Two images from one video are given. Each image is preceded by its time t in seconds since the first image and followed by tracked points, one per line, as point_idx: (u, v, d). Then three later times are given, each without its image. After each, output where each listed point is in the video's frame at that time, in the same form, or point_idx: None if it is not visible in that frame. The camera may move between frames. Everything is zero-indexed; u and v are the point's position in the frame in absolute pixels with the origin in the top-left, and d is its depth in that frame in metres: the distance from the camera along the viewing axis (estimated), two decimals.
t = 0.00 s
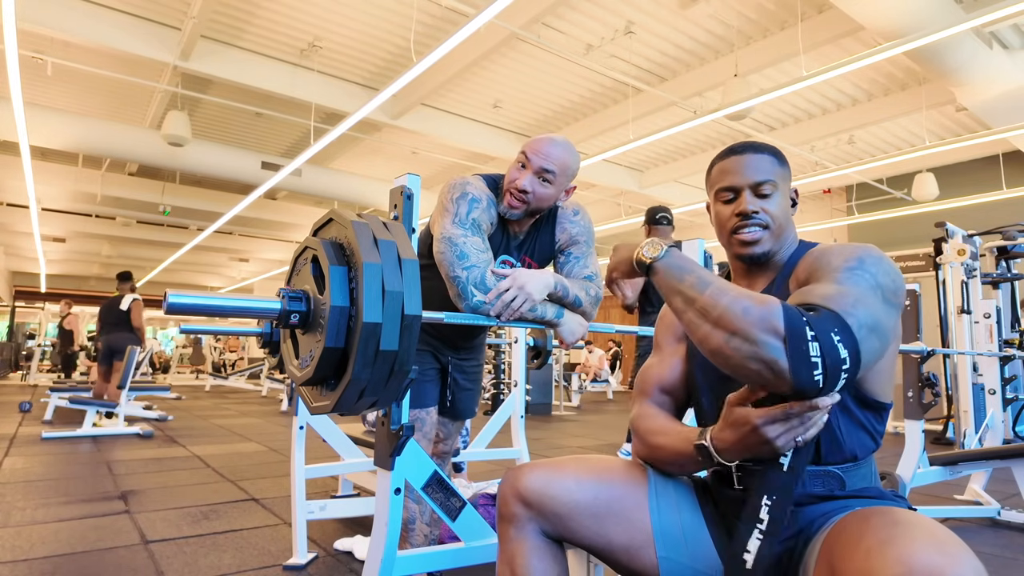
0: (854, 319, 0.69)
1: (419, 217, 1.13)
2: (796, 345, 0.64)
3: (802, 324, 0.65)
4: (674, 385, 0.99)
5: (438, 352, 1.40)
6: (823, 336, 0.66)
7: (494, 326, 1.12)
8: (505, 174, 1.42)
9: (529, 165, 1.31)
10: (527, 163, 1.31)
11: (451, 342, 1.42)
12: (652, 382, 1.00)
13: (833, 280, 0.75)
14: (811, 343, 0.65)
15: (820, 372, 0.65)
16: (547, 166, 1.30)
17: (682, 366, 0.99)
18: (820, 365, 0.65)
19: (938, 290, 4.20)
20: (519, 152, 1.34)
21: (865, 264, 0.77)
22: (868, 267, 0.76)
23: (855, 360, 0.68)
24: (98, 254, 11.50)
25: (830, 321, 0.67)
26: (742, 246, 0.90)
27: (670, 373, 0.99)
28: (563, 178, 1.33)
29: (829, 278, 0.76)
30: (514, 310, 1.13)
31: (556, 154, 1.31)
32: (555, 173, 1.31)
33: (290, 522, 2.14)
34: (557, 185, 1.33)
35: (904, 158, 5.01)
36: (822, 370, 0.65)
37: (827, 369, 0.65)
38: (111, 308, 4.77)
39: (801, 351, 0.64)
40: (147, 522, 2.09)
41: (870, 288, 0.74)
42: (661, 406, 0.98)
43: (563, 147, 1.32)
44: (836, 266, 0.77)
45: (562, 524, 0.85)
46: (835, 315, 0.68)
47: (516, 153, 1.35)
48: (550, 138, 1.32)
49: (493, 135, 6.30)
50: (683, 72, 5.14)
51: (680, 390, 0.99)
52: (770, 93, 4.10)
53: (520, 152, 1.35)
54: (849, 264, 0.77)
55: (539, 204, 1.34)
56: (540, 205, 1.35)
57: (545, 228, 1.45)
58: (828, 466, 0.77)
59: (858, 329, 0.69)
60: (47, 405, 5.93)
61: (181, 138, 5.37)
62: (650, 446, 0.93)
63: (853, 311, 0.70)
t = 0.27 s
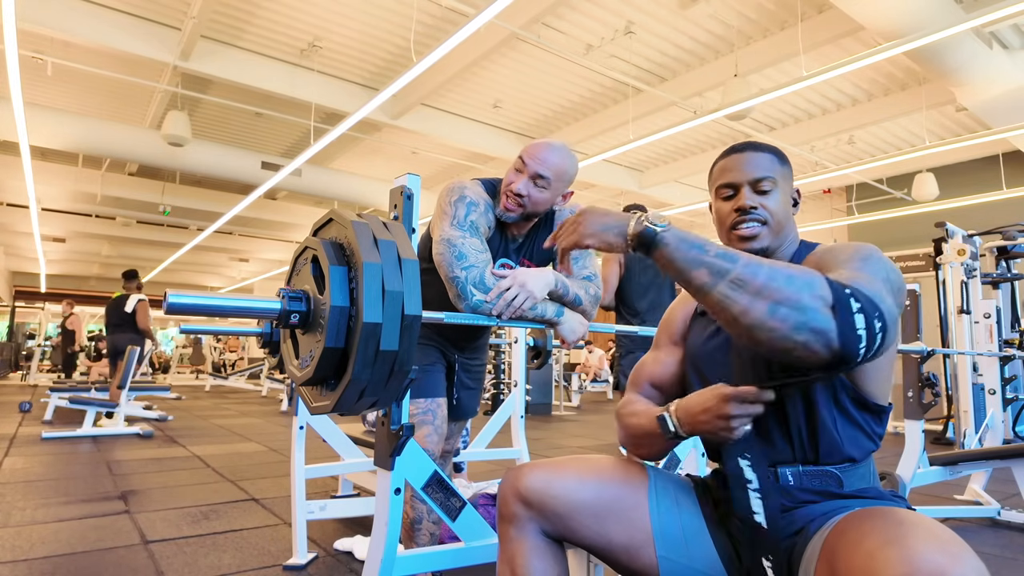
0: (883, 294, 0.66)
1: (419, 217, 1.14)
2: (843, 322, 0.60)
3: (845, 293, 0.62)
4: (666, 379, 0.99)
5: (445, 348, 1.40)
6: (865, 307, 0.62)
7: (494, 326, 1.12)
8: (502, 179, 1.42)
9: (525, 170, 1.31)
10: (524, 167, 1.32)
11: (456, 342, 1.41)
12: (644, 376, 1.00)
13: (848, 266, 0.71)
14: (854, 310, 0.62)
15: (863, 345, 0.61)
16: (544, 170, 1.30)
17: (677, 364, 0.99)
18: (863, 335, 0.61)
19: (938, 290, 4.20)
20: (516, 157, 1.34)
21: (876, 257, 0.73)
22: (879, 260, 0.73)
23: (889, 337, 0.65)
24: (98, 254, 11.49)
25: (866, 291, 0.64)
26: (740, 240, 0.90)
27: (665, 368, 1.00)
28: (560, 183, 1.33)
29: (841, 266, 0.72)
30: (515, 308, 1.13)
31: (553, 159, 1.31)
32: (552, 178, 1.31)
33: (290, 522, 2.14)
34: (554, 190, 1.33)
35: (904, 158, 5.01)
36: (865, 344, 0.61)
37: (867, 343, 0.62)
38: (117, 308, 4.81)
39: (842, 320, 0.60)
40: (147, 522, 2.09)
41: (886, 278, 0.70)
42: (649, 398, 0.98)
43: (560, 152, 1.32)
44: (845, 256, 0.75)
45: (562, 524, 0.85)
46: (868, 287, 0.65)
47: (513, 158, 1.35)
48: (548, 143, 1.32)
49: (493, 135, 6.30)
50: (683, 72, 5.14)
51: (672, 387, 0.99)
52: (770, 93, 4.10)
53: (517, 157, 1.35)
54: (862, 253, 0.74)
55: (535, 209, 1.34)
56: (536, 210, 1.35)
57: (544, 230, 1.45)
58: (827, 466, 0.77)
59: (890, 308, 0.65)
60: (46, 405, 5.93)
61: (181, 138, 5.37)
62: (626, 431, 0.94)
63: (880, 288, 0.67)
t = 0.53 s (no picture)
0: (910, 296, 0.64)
1: (419, 217, 1.13)
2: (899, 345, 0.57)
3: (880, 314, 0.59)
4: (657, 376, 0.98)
5: (444, 349, 1.39)
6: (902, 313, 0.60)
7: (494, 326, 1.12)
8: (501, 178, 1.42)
9: (524, 164, 1.32)
10: (523, 162, 1.32)
11: (456, 343, 1.41)
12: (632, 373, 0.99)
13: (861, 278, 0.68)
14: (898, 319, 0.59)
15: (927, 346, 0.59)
16: (542, 165, 1.31)
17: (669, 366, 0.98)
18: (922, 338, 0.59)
19: (938, 290, 4.20)
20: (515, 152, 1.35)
21: (881, 261, 0.71)
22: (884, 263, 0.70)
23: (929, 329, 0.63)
24: (98, 254, 11.49)
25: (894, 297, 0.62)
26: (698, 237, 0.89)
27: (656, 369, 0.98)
28: (559, 177, 1.33)
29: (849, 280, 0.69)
30: (516, 307, 1.14)
31: (552, 153, 1.32)
32: (550, 173, 1.31)
33: (290, 522, 2.14)
34: (553, 184, 1.33)
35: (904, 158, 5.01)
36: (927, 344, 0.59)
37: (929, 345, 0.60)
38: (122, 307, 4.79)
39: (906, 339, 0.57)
40: (147, 522, 2.09)
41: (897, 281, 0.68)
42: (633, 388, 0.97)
43: (558, 147, 1.33)
44: (854, 266, 0.71)
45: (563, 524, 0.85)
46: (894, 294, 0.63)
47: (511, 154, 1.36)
48: (546, 138, 1.33)
49: (492, 135, 6.30)
50: (683, 72, 5.14)
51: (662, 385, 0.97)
52: (770, 93, 4.10)
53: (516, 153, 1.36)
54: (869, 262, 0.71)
55: (536, 204, 1.34)
56: (536, 205, 1.34)
57: (545, 229, 1.45)
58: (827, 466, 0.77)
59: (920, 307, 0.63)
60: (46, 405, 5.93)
61: (181, 138, 5.37)
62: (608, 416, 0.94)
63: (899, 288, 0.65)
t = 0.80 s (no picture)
0: (901, 351, 0.66)
1: (419, 217, 1.14)
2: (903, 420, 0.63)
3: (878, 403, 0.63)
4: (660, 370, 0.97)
5: (439, 351, 1.40)
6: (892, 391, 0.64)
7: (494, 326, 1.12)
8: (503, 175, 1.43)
9: (528, 163, 1.32)
10: (526, 161, 1.32)
11: (454, 342, 1.42)
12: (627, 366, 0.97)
13: (859, 314, 0.70)
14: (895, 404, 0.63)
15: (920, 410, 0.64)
16: (545, 164, 1.31)
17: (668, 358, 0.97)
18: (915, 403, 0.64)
19: (938, 290, 4.20)
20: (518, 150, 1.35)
21: (879, 279, 0.71)
22: (882, 280, 0.71)
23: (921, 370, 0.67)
24: (98, 254, 11.50)
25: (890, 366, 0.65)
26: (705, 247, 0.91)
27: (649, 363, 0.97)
28: (562, 176, 1.34)
29: (852, 307, 0.71)
30: (518, 307, 1.14)
31: (554, 152, 1.32)
32: (553, 171, 1.32)
33: (290, 522, 2.14)
34: (556, 182, 1.34)
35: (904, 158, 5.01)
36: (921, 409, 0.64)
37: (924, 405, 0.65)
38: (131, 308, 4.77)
39: (902, 422, 0.63)
40: (147, 522, 2.09)
41: (895, 307, 0.70)
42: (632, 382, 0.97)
43: (561, 144, 1.34)
44: (851, 291, 0.72)
45: (562, 525, 0.85)
46: (884, 365, 0.65)
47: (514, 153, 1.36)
48: (549, 137, 1.33)
49: (493, 135, 6.30)
50: (683, 72, 5.13)
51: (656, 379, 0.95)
52: (770, 93, 4.10)
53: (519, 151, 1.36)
54: (865, 283, 0.71)
55: (539, 202, 1.34)
56: (540, 203, 1.34)
57: (544, 227, 1.44)
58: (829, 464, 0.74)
59: (912, 354, 0.66)
60: (46, 405, 5.93)
61: (181, 138, 5.37)
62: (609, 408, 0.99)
63: (892, 333, 0.67)
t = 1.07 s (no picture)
0: (873, 337, 0.69)
1: (419, 217, 1.14)
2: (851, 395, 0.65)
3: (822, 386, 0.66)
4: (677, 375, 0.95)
5: (440, 351, 1.40)
6: (851, 379, 0.66)
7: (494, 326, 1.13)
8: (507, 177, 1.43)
9: (534, 165, 1.32)
10: (532, 163, 1.32)
11: (453, 342, 1.42)
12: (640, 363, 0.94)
13: (846, 298, 0.75)
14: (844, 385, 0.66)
15: (881, 405, 0.66)
16: (553, 165, 1.31)
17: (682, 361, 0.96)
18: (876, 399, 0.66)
19: (938, 290, 4.19)
20: (522, 152, 1.35)
21: (871, 269, 0.77)
22: (874, 269, 0.77)
23: (900, 365, 0.69)
24: (98, 254, 11.49)
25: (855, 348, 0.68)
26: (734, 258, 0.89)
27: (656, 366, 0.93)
28: (567, 177, 1.34)
29: (842, 293, 0.76)
30: (518, 307, 1.14)
31: (561, 154, 1.32)
32: (560, 173, 1.32)
33: (290, 522, 2.14)
34: (563, 184, 1.34)
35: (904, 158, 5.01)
36: (881, 403, 0.66)
37: (887, 399, 0.66)
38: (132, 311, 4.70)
39: (853, 412, 0.65)
40: (147, 522, 2.09)
41: (883, 293, 0.74)
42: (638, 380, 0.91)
43: (567, 147, 1.33)
44: (843, 275, 0.78)
45: (562, 525, 0.85)
46: (855, 347, 0.69)
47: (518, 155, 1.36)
48: (554, 138, 1.33)
49: (492, 135, 6.30)
50: (683, 72, 5.13)
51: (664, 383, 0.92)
52: (770, 93, 4.10)
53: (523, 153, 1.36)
54: (856, 271, 0.77)
55: (544, 204, 1.34)
56: (545, 205, 1.35)
57: (545, 228, 1.44)
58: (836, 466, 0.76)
59: (888, 343, 0.69)
60: (46, 405, 5.93)
61: (181, 138, 5.37)
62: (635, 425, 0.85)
63: (872, 317, 0.71)
